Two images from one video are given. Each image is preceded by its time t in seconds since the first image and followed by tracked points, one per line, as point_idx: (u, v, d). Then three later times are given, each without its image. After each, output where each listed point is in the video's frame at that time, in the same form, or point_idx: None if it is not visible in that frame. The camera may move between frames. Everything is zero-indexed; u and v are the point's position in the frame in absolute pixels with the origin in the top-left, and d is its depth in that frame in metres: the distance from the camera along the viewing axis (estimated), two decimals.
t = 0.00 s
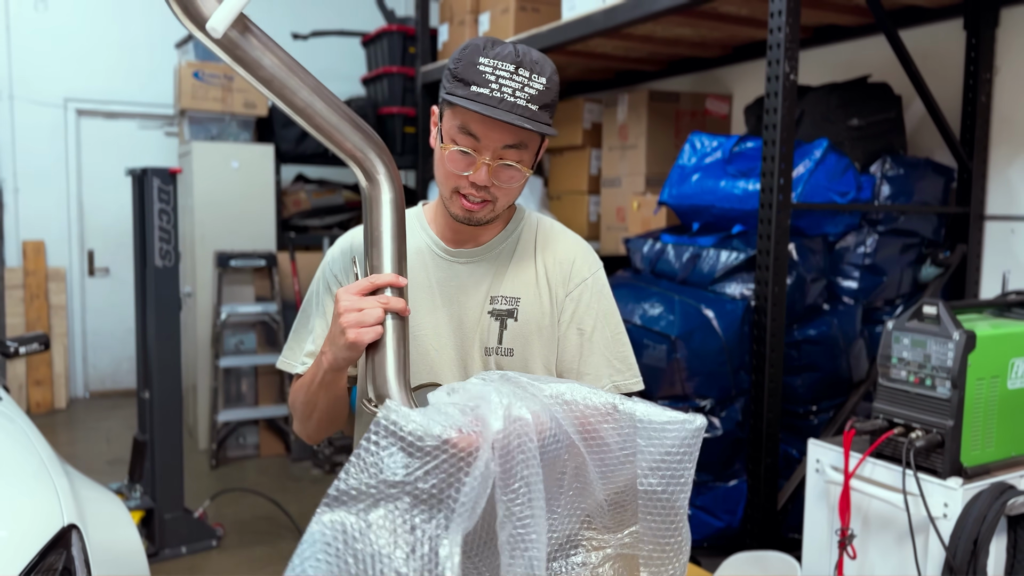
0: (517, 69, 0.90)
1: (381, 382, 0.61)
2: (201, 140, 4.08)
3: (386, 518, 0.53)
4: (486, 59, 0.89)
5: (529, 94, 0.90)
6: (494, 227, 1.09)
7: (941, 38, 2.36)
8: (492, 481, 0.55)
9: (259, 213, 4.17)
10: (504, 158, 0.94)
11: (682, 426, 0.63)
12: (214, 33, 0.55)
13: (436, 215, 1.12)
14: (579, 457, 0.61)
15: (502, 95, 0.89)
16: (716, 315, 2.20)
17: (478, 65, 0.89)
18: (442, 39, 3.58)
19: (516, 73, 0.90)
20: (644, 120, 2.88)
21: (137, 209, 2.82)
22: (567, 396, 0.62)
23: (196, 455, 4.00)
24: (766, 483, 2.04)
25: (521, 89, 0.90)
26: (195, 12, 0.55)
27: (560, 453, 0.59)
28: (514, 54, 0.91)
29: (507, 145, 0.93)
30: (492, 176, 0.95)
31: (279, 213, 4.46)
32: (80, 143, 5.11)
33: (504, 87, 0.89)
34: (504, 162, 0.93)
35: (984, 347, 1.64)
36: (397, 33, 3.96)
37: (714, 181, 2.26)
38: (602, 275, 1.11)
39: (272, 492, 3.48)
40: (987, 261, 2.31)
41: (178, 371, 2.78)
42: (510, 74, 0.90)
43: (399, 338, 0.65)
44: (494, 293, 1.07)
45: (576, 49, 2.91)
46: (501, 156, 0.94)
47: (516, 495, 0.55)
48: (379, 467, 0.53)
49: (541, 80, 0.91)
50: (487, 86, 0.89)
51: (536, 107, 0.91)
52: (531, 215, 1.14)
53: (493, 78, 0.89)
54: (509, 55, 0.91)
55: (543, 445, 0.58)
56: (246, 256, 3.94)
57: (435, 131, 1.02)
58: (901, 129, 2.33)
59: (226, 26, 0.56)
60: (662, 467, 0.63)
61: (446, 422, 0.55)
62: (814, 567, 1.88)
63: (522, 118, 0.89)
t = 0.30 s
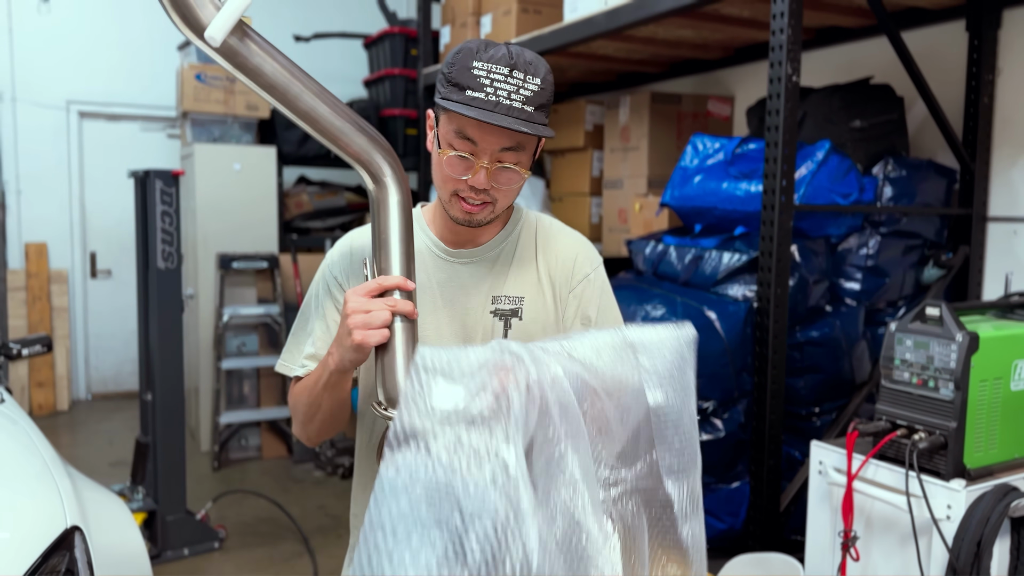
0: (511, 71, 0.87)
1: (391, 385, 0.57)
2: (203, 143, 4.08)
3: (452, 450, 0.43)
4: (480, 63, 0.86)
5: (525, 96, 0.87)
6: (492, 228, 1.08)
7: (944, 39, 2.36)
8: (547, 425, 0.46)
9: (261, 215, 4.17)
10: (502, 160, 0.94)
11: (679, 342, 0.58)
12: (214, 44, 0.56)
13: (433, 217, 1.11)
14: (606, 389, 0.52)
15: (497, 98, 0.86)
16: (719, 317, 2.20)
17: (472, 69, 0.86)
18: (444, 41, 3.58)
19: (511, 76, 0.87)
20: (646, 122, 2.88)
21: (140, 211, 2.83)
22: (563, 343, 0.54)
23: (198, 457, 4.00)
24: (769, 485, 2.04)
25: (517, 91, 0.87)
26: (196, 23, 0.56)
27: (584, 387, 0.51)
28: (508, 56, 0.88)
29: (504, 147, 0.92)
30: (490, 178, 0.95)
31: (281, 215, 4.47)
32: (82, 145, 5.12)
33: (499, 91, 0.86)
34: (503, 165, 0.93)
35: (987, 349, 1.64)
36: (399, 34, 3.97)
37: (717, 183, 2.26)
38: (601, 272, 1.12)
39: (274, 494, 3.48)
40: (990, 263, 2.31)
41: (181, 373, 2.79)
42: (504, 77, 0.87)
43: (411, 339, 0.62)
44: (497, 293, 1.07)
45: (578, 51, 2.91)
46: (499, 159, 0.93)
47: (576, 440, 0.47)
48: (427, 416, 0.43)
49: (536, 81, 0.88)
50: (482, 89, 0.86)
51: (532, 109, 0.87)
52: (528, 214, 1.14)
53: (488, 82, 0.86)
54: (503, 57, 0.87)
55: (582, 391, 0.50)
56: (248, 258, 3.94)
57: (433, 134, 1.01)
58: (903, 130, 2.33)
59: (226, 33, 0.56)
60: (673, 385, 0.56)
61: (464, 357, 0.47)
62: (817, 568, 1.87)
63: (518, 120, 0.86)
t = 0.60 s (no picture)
0: (524, 59, 0.87)
1: (382, 426, 0.49)
2: (205, 144, 4.09)
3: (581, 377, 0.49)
4: (494, 52, 0.86)
5: (539, 82, 0.86)
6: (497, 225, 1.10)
7: (946, 41, 2.36)
8: (624, 389, 0.49)
9: (263, 216, 4.18)
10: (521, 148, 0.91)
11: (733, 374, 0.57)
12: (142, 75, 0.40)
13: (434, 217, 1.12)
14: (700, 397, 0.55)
15: (516, 82, 0.85)
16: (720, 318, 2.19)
17: (487, 58, 0.86)
18: (446, 43, 3.58)
19: (524, 62, 0.86)
20: (647, 124, 2.88)
21: (142, 213, 2.83)
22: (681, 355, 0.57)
23: (200, 458, 4.01)
24: (770, 487, 2.03)
25: (531, 77, 0.86)
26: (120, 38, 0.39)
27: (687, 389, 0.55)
28: (517, 46, 0.88)
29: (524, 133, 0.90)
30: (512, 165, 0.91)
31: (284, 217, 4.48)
32: (84, 148, 5.12)
33: (516, 75, 0.85)
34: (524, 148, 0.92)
35: (989, 350, 1.64)
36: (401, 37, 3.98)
37: (718, 184, 2.26)
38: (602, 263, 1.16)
39: (276, 496, 3.48)
40: (991, 264, 2.31)
41: (183, 375, 2.79)
42: (519, 63, 0.86)
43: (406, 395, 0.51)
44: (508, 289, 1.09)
45: (580, 53, 2.92)
46: (519, 144, 0.93)
47: (657, 411, 0.49)
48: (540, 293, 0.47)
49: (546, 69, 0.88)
50: (500, 76, 0.85)
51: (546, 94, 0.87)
52: (527, 211, 1.16)
53: (504, 69, 0.85)
54: (513, 47, 0.87)
55: (672, 357, 0.53)
56: (250, 259, 3.95)
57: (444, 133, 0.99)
58: (905, 132, 2.33)
59: (185, 94, 0.41)
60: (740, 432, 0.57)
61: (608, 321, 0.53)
62: (820, 571, 1.87)
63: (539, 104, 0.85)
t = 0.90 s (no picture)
0: (528, 59, 1.00)
1: (343, 411, 0.61)
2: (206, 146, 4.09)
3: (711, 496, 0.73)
4: (500, 53, 0.99)
5: (543, 79, 0.99)
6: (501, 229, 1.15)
7: (946, 43, 2.36)
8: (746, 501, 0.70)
9: (264, 218, 4.18)
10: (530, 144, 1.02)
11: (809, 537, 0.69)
12: (64, 98, 0.50)
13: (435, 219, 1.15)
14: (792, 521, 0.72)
15: (524, 79, 0.97)
16: (721, 321, 2.18)
17: (494, 59, 0.98)
18: (446, 45, 3.58)
19: (527, 61, 0.99)
20: (648, 126, 2.88)
21: (143, 215, 2.83)
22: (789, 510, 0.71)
23: (201, 460, 4.00)
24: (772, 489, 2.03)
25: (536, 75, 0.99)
26: (55, 78, 0.51)
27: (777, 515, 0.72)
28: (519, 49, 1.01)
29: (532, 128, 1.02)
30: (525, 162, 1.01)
31: (285, 219, 4.47)
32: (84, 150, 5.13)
33: (523, 74, 0.98)
34: (536, 143, 1.02)
35: (990, 352, 1.64)
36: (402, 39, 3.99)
37: (719, 186, 2.26)
38: (594, 260, 1.25)
39: (277, 498, 3.48)
40: (992, 266, 2.32)
41: (184, 377, 2.79)
42: (524, 63, 0.99)
43: (360, 368, 0.61)
44: (517, 290, 1.15)
45: (581, 55, 2.92)
46: (531, 140, 1.03)
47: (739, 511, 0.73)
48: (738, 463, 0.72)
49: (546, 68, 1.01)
50: (510, 74, 0.97)
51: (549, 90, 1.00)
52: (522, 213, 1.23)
53: (512, 68, 0.98)
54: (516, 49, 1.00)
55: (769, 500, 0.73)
56: (251, 261, 3.95)
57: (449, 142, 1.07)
58: (906, 133, 2.34)
59: (89, 94, 0.51)
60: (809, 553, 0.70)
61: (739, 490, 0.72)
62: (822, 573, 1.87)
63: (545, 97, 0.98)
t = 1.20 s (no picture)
0: (543, 73, 0.98)
1: (319, 390, 0.53)
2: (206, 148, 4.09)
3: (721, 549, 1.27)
4: (514, 62, 0.98)
5: (551, 97, 0.96)
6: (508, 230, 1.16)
7: (946, 44, 2.36)
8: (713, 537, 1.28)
9: (263, 220, 4.18)
10: (524, 157, 1.00)
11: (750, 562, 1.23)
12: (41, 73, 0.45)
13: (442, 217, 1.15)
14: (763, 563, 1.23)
15: (526, 92, 0.95)
16: (720, 322, 2.16)
17: (506, 67, 0.97)
18: (446, 47, 3.59)
19: (542, 75, 0.97)
20: (647, 128, 2.88)
21: (143, 217, 2.83)
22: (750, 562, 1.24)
23: (200, 462, 4.01)
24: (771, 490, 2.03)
25: (546, 90, 0.96)
26: (23, 47, 0.46)
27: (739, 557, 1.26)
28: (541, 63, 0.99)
29: (529, 142, 1.00)
30: (511, 172, 1.00)
31: (285, 221, 4.47)
32: (84, 152, 5.13)
33: (529, 86, 0.95)
34: (526, 157, 1.00)
35: (990, 353, 1.64)
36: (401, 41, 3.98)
37: (718, 188, 2.26)
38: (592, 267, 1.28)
39: (277, 499, 3.48)
40: (991, 268, 2.32)
41: (183, 379, 2.78)
42: (536, 76, 0.97)
43: (338, 352, 0.54)
44: (523, 292, 1.15)
45: (580, 57, 2.92)
46: (523, 152, 1.00)
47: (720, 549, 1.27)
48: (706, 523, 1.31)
49: (564, 88, 0.97)
50: (514, 83, 0.96)
51: (557, 109, 0.96)
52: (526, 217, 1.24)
53: (520, 78, 0.96)
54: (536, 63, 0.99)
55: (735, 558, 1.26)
56: (251, 263, 3.96)
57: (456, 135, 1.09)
58: (905, 135, 2.34)
59: (58, 66, 0.45)
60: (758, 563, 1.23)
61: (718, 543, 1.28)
62: None
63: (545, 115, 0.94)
